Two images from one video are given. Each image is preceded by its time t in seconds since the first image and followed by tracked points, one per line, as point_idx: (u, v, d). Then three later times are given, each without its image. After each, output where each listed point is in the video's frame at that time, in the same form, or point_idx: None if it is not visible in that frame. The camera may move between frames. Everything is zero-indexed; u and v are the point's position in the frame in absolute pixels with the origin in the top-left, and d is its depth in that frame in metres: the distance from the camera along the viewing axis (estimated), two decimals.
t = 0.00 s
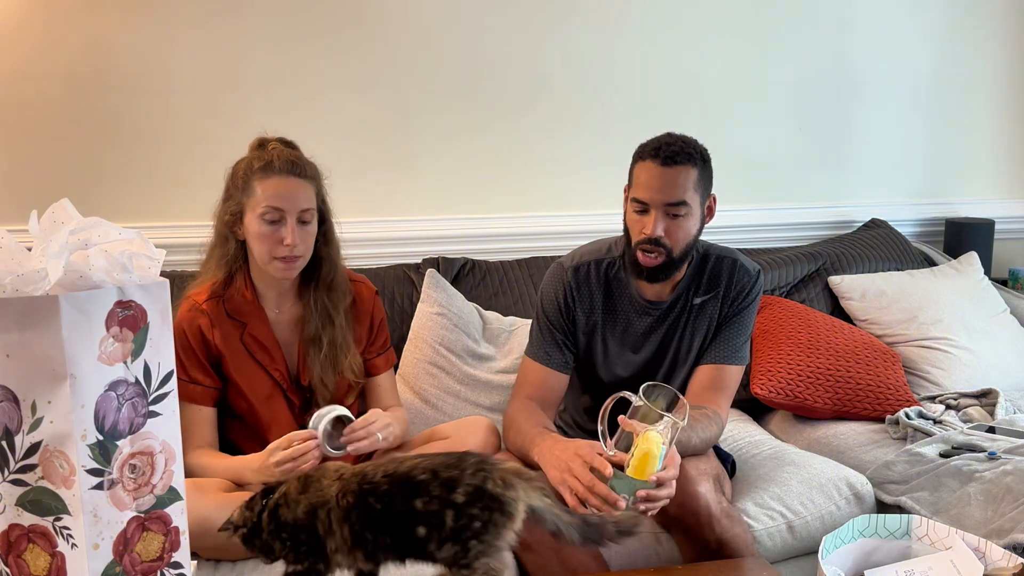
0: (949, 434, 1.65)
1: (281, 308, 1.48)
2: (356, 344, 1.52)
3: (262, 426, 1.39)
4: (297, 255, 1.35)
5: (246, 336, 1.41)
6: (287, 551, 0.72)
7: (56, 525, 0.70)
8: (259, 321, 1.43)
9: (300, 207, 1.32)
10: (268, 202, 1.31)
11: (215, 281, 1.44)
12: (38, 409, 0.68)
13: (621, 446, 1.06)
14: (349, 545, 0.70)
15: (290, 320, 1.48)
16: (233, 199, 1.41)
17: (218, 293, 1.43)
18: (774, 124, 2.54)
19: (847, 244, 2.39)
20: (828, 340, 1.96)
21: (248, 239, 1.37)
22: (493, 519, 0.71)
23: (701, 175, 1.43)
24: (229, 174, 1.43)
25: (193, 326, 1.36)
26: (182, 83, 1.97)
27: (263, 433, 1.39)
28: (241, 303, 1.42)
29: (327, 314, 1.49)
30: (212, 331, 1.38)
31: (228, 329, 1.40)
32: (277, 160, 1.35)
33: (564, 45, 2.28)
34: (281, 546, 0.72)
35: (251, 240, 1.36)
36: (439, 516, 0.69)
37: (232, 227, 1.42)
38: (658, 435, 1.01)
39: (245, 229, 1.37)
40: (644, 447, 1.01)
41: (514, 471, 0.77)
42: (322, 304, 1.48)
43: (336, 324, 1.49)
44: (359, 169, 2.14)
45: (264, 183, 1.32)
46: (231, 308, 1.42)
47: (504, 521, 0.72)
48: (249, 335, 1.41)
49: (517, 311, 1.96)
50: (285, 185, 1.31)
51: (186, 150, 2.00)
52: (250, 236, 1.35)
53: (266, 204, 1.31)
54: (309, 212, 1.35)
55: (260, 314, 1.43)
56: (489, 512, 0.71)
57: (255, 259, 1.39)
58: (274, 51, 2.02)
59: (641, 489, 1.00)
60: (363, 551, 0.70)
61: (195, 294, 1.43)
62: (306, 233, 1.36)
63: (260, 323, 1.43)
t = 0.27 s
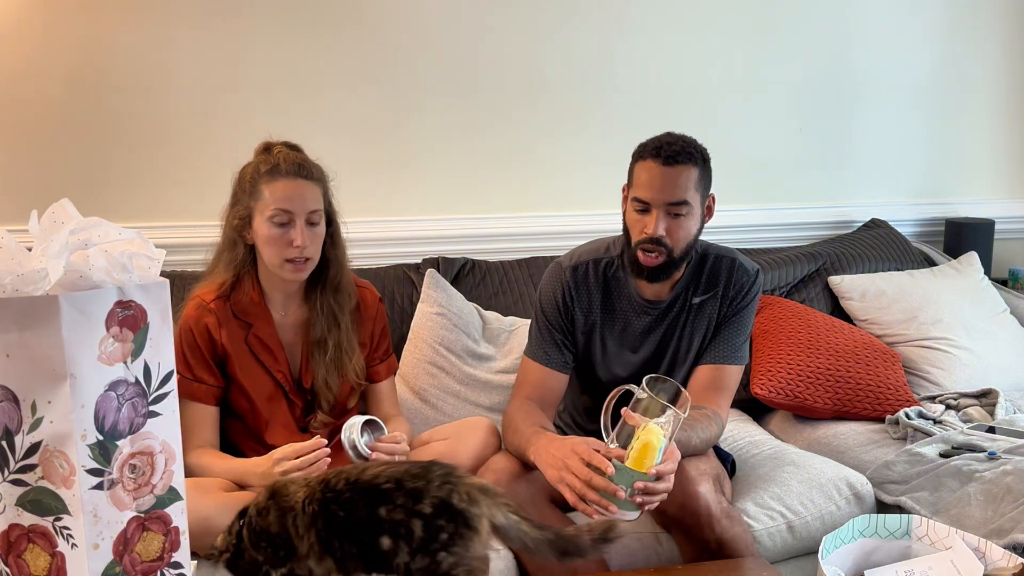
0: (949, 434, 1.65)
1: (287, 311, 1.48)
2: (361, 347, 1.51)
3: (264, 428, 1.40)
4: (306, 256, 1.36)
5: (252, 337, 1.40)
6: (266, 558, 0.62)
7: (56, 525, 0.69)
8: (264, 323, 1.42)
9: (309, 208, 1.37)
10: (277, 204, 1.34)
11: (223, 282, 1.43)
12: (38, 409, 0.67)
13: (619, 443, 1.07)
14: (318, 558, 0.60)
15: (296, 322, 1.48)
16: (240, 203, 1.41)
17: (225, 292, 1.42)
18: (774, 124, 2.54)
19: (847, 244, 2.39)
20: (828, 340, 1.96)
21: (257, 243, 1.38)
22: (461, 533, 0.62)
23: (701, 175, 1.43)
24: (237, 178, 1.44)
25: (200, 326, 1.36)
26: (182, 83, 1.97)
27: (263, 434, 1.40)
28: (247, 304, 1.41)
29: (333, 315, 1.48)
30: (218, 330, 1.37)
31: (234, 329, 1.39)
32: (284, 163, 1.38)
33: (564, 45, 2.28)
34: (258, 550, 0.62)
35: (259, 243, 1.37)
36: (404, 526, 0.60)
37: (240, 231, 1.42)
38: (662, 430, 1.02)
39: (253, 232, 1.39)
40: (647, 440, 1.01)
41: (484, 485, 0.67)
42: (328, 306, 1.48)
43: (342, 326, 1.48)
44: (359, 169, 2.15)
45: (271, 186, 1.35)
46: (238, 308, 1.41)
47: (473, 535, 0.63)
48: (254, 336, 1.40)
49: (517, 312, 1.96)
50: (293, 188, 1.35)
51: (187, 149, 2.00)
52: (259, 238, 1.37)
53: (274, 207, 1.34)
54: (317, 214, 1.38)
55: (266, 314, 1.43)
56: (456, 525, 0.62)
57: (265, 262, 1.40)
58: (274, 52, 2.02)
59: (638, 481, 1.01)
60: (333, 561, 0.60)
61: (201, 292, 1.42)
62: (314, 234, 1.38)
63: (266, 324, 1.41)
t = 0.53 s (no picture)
0: (949, 434, 1.65)
1: (292, 312, 1.48)
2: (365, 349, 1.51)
3: (267, 428, 1.40)
4: (315, 257, 1.36)
5: (257, 336, 1.40)
6: (244, 565, 0.64)
7: (56, 525, 0.68)
8: (270, 323, 1.41)
9: (317, 208, 1.37)
10: (286, 205, 1.35)
11: (229, 282, 1.43)
12: (38, 409, 0.66)
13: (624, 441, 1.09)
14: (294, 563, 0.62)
15: (302, 323, 1.48)
16: (249, 203, 1.41)
17: (231, 292, 1.42)
18: (774, 124, 2.54)
19: (847, 244, 2.39)
20: (828, 340, 1.96)
21: (265, 244, 1.38)
22: (436, 533, 0.63)
23: (701, 176, 1.43)
24: (244, 178, 1.44)
25: (206, 325, 1.37)
26: (182, 83, 1.97)
27: (266, 434, 1.40)
28: (252, 304, 1.41)
29: (339, 317, 1.47)
30: (224, 330, 1.38)
31: (239, 329, 1.39)
32: (292, 164, 1.38)
33: (565, 45, 2.28)
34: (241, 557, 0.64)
35: (267, 243, 1.37)
36: (377, 529, 0.62)
37: (248, 230, 1.42)
38: (676, 438, 1.05)
39: (261, 233, 1.39)
40: (662, 444, 1.03)
41: (455, 487, 0.69)
42: (333, 307, 1.47)
43: (347, 327, 1.48)
44: (360, 169, 2.14)
45: (281, 187, 1.36)
46: (244, 308, 1.41)
47: (448, 536, 0.64)
48: (259, 336, 1.40)
49: (517, 312, 1.96)
50: (302, 189, 1.36)
51: (188, 149, 2.00)
52: (267, 239, 1.36)
53: (283, 207, 1.35)
54: (325, 215, 1.39)
55: (271, 315, 1.42)
56: (430, 526, 0.63)
57: (271, 262, 1.40)
58: (274, 52, 2.02)
59: (635, 480, 1.03)
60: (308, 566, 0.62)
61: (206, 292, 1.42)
62: (323, 236, 1.39)
63: (271, 324, 1.41)
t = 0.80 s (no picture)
0: (949, 434, 1.65)
1: (294, 313, 1.47)
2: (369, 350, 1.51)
3: (269, 428, 1.40)
4: (323, 255, 1.37)
5: (259, 337, 1.39)
6: (236, 569, 0.67)
7: (56, 525, 0.68)
8: (272, 323, 1.41)
9: (326, 208, 1.39)
10: (294, 204, 1.36)
11: (232, 283, 1.43)
12: (39, 409, 0.66)
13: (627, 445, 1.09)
14: (276, 563, 0.63)
15: (304, 323, 1.47)
16: (254, 203, 1.41)
17: (233, 293, 1.41)
18: (774, 124, 2.54)
19: (847, 244, 2.39)
20: (828, 340, 1.96)
21: (272, 244, 1.39)
22: (421, 530, 0.63)
23: (700, 177, 1.43)
24: (247, 178, 1.44)
25: (208, 326, 1.36)
26: (182, 83, 1.97)
27: (267, 434, 1.40)
28: (254, 305, 1.41)
29: (342, 315, 1.48)
30: (226, 331, 1.37)
31: (242, 329, 1.39)
32: (298, 163, 1.39)
33: (565, 45, 2.28)
34: (234, 560, 0.67)
35: (274, 243, 1.38)
36: (362, 526, 0.62)
37: (253, 231, 1.41)
38: (679, 449, 1.04)
39: (268, 233, 1.39)
40: (665, 453, 1.02)
41: (439, 484, 0.69)
42: (337, 306, 1.48)
43: (350, 326, 1.48)
44: (360, 169, 2.14)
45: (288, 185, 1.37)
46: (247, 309, 1.40)
47: (434, 532, 0.64)
48: (261, 336, 1.40)
49: (517, 312, 1.96)
50: (310, 187, 1.37)
51: (188, 150, 2.00)
52: (275, 239, 1.37)
53: (291, 206, 1.36)
54: (331, 214, 1.40)
55: (274, 315, 1.42)
56: (414, 522, 0.63)
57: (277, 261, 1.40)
58: (274, 52, 2.02)
59: (632, 483, 1.04)
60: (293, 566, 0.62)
61: (208, 294, 1.42)
62: (330, 233, 1.40)
63: (273, 324, 1.41)
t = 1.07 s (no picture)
0: (949, 434, 1.65)
1: (297, 314, 1.47)
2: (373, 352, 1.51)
3: (270, 428, 1.40)
4: (327, 250, 1.38)
5: (262, 337, 1.40)
6: (235, 571, 0.66)
7: (56, 525, 0.68)
8: (275, 323, 1.42)
9: (329, 202, 1.39)
10: (296, 200, 1.36)
11: (234, 283, 1.42)
12: (38, 409, 0.66)
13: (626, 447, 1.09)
14: (275, 563, 0.63)
15: (307, 324, 1.47)
16: (255, 204, 1.41)
17: (236, 292, 1.41)
18: (774, 124, 2.54)
19: (847, 244, 2.39)
20: (828, 340, 1.96)
21: (275, 243, 1.38)
22: (418, 529, 0.63)
23: (700, 178, 1.43)
24: (249, 178, 1.44)
25: (212, 326, 1.36)
26: (182, 83, 1.97)
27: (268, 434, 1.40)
28: (258, 304, 1.41)
29: (345, 316, 1.48)
30: (230, 331, 1.37)
31: (245, 330, 1.39)
32: (299, 162, 1.39)
33: (564, 45, 2.28)
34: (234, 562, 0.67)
35: (277, 240, 1.38)
36: (359, 523, 0.62)
37: (256, 230, 1.41)
38: (677, 451, 1.04)
39: (272, 233, 1.39)
40: (663, 455, 1.03)
41: (435, 484, 0.69)
42: (340, 306, 1.47)
43: (354, 327, 1.48)
44: (360, 169, 2.14)
45: (290, 182, 1.37)
46: (250, 309, 1.41)
47: (431, 531, 0.64)
48: (265, 336, 1.40)
49: (517, 311, 1.96)
50: (311, 183, 1.38)
51: (188, 150, 2.00)
52: (278, 237, 1.37)
53: (294, 202, 1.36)
54: (334, 208, 1.41)
55: (278, 316, 1.43)
56: (411, 521, 0.63)
57: (281, 261, 1.40)
58: (274, 52, 2.02)
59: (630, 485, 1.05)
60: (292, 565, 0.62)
61: (211, 294, 1.42)
62: (333, 228, 1.40)
63: (276, 324, 1.42)
